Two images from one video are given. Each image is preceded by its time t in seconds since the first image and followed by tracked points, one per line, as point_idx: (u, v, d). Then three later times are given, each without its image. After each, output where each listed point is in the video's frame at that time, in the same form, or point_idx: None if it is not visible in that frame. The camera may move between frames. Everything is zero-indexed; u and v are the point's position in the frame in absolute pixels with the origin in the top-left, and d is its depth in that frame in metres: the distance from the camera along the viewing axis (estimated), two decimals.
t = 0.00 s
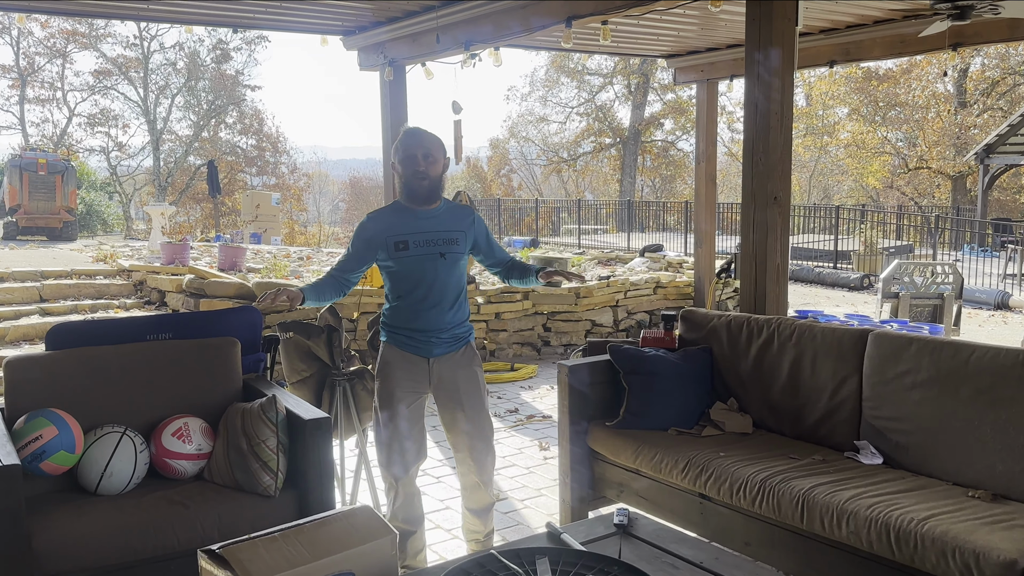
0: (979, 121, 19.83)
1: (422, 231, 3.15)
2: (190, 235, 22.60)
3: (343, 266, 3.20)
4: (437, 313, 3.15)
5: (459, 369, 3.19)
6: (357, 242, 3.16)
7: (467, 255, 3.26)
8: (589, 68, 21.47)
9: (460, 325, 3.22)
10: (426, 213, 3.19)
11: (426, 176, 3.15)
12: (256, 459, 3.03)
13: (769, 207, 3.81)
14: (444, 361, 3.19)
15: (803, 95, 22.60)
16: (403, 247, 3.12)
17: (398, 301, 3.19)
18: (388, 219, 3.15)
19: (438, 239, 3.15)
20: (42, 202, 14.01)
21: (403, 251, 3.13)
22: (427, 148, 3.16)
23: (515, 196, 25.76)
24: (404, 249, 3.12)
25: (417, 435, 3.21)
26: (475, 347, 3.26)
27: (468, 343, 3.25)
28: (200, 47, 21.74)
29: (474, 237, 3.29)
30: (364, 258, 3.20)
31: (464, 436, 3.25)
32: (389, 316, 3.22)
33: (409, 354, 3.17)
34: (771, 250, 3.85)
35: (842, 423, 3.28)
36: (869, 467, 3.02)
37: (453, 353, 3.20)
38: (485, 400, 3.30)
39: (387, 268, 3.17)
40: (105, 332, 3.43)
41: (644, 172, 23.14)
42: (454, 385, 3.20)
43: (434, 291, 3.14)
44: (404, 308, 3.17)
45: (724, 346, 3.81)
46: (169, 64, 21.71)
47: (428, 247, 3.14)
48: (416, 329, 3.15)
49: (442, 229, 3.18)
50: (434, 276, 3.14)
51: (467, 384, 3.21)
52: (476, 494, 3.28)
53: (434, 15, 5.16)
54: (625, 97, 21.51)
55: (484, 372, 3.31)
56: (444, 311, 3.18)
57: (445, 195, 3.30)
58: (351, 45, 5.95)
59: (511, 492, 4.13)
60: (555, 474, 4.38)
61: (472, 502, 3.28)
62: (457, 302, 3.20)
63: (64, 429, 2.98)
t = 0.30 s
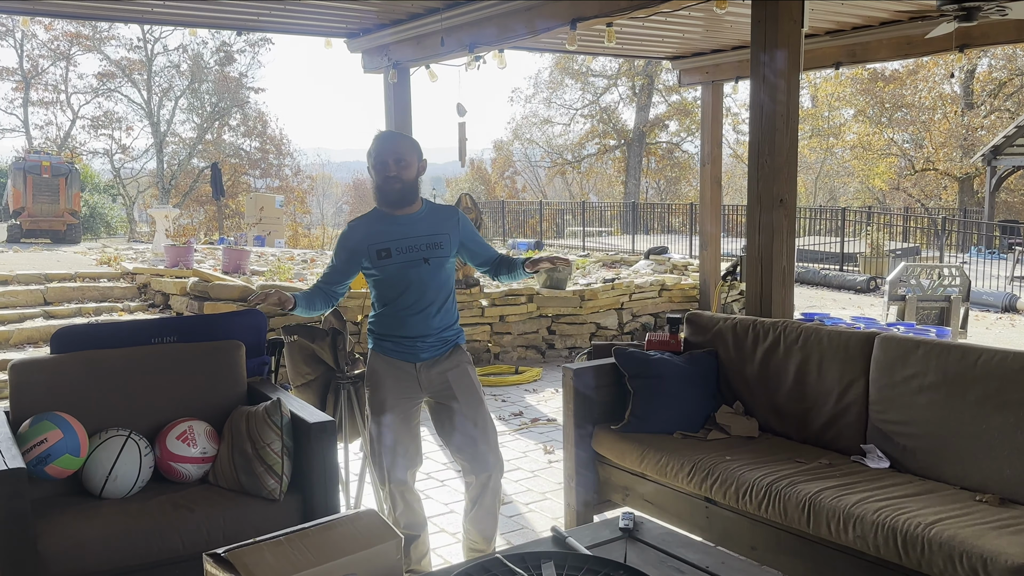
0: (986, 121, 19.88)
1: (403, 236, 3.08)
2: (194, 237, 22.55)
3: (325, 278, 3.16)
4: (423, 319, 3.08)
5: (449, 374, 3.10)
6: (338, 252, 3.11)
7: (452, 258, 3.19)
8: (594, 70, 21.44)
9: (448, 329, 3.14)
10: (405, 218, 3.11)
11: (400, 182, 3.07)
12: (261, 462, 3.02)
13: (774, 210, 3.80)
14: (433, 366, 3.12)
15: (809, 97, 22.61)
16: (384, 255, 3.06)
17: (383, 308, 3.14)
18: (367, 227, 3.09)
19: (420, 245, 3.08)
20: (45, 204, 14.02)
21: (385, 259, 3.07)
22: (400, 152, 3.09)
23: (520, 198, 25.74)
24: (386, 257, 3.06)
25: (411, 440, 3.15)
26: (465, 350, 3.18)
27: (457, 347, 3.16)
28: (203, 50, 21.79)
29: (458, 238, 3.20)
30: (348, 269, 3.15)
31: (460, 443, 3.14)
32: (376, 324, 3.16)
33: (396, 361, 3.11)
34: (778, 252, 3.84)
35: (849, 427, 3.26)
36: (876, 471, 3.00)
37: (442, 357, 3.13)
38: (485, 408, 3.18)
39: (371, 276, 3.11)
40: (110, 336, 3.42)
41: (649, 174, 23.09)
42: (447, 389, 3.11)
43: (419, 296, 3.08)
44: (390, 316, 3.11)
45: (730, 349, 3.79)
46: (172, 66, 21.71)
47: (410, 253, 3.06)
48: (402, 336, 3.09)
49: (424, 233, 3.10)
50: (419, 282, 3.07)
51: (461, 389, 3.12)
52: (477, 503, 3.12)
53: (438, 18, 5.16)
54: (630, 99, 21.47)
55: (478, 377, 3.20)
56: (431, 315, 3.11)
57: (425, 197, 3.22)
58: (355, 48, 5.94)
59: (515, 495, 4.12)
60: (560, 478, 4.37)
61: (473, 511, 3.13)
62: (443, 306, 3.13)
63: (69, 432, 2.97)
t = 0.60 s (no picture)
0: (993, 124, 19.65)
1: (401, 243, 3.00)
2: (197, 239, 22.54)
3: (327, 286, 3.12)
4: (422, 327, 3.01)
5: (448, 381, 3.05)
6: (336, 259, 3.06)
7: (452, 264, 3.10)
8: (598, 72, 21.46)
9: (448, 335, 3.07)
10: (404, 225, 3.02)
11: (398, 190, 2.98)
12: (264, 464, 3.01)
13: (780, 212, 3.78)
14: (432, 372, 3.06)
15: (814, 98, 22.62)
16: (382, 263, 2.99)
17: (382, 316, 3.08)
18: (364, 235, 3.02)
19: (418, 253, 2.99)
20: (49, 207, 14.06)
21: (383, 267, 3.00)
22: (398, 159, 2.99)
23: (524, 201, 25.72)
24: (384, 266, 2.98)
25: (412, 445, 3.12)
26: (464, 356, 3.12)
27: (456, 353, 3.10)
28: (206, 51, 21.82)
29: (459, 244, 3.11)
30: (347, 278, 3.10)
31: (456, 451, 3.09)
32: (375, 331, 3.11)
33: (394, 369, 3.06)
34: (783, 255, 3.82)
35: (854, 431, 3.24)
36: (882, 474, 2.99)
37: (442, 364, 3.06)
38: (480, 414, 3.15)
39: (369, 285, 3.05)
40: (113, 339, 3.41)
41: (653, 176, 23.04)
42: (444, 397, 3.05)
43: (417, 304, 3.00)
44: (388, 324, 3.05)
45: (735, 351, 3.77)
46: (176, 69, 21.80)
47: (407, 261, 2.99)
48: (401, 344, 3.03)
49: (422, 239, 3.02)
50: (417, 291, 3.00)
51: (457, 397, 3.06)
52: (477, 507, 3.08)
53: (443, 19, 5.17)
54: (635, 100, 21.43)
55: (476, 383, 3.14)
56: (430, 323, 3.04)
57: (425, 201, 3.13)
58: (359, 50, 5.93)
59: (519, 499, 4.11)
60: (564, 481, 4.35)
61: (474, 515, 3.08)
62: (443, 313, 3.06)
63: (72, 435, 2.97)
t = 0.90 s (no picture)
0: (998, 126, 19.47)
1: (408, 245, 2.98)
2: (199, 241, 22.53)
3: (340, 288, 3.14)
4: (427, 332, 2.98)
5: (453, 391, 3.00)
6: (347, 261, 3.07)
7: (461, 268, 3.05)
8: (601, 73, 21.48)
9: (453, 341, 3.02)
10: (412, 227, 3.00)
11: (405, 190, 2.95)
12: (266, 467, 3.00)
13: (784, 214, 3.77)
14: (437, 379, 3.01)
15: (820, 100, 22.63)
16: (388, 265, 2.98)
17: (389, 319, 3.06)
18: (373, 236, 3.02)
19: (424, 255, 2.97)
20: (50, 209, 14.05)
21: (389, 270, 2.98)
22: (406, 158, 2.97)
23: (527, 203, 25.64)
24: (390, 268, 2.97)
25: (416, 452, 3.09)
26: (471, 364, 3.06)
27: (463, 360, 3.04)
28: (209, 53, 21.85)
29: (468, 248, 3.06)
30: (357, 279, 3.09)
31: (461, 457, 3.05)
32: (382, 335, 3.10)
33: (399, 376, 3.04)
34: (788, 257, 3.81)
35: (858, 435, 3.23)
36: (886, 478, 2.97)
37: (447, 371, 3.02)
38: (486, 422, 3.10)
39: (377, 287, 3.04)
40: (114, 341, 3.40)
41: (657, 179, 22.98)
42: (447, 404, 3.01)
43: (422, 308, 2.97)
44: (394, 328, 3.03)
45: (739, 354, 3.75)
46: (178, 70, 21.84)
47: (414, 263, 2.96)
48: (405, 349, 3.01)
49: (430, 241, 2.99)
50: (423, 294, 2.97)
51: (462, 404, 3.01)
52: (480, 511, 3.05)
53: (445, 20, 5.18)
54: (638, 102, 21.41)
55: (483, 392, 3.09)
56: (436, 328, 3.00)
57: (436, 202, 3.10)
58: (361, 51, 5.91)
59: (521, 502, 4.09)
60: (567, 485, 4.34)
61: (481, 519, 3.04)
62: (450, 317, 3.02)
63: (73, 437, 2.95)
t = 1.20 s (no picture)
0: (1001, 128, 19.94)
1: (436, 244, 2.82)
2: (199, 242, 22.54)
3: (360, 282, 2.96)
4: (448, 336, 2.81)
5: (473, 401, 2.84)
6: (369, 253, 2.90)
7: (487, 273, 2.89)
8: (603, 74, 21.53)
9: (474, 348, 2.86)
10: (442, 224, 2.84)
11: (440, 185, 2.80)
12: (265, 469, 2.99)
13: (786, 215, 3.76)
14: (455, 388, 2.85)
15: (822, 101, 22.53)
16: (412, 263, 2.81)
17: (408, 320, 2.88)
18: (400, 230, 2.86)
19: (452, 254, 2.80)
20: (49, 210, 14.04)
21: (414, 267, 2.81)
22: (443, 151, 2.82)
23: (528, 205, 25.58)
24: (415, 265, 2.80)
25: (430, 461, 2.94)
26: (493, 374, 2.90)
27: (485, 368, 2.88)
28: (209, 54, 21.85)
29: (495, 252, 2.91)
30: (377, 275, 2.92)
31: (476, 471, 2.88)
32: (401, 336, 2.92)
33: (417, 381, 2.87)
34: (790, 258, 3.79)
35: (861, 437, 3.22)
36: (889, 481, 2.96)
37: (465, 379, 2.86)
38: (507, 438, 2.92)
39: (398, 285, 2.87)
40: (114, 342, 3.39)
41: (658, 180, 22.97)
42: (466, 415, 2.85)
43: (444, 311, 2.81)
44: (414, 329, 2.86)
45: (741, 357, 3.74)
46: (178, 71, 21.85)
47: (440, 262, 2.80)
48: (424, 353, 2.84)
49: (458, 241, 2.83)
50: (446, 296, 2.81)
51: (482, 418, 2.85)
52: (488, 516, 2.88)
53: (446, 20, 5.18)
54: (639, 103, 21.44)
55: (504, 405, 2.92)
56: (457, 333, 2.83)
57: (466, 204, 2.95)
58: (362, 52, 5.92)
59: (523, 505, 4.08)
60: (568, 487, 4.33)
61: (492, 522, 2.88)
62: (472, 322, 2.85)
63: (72, 439, 2.94)
